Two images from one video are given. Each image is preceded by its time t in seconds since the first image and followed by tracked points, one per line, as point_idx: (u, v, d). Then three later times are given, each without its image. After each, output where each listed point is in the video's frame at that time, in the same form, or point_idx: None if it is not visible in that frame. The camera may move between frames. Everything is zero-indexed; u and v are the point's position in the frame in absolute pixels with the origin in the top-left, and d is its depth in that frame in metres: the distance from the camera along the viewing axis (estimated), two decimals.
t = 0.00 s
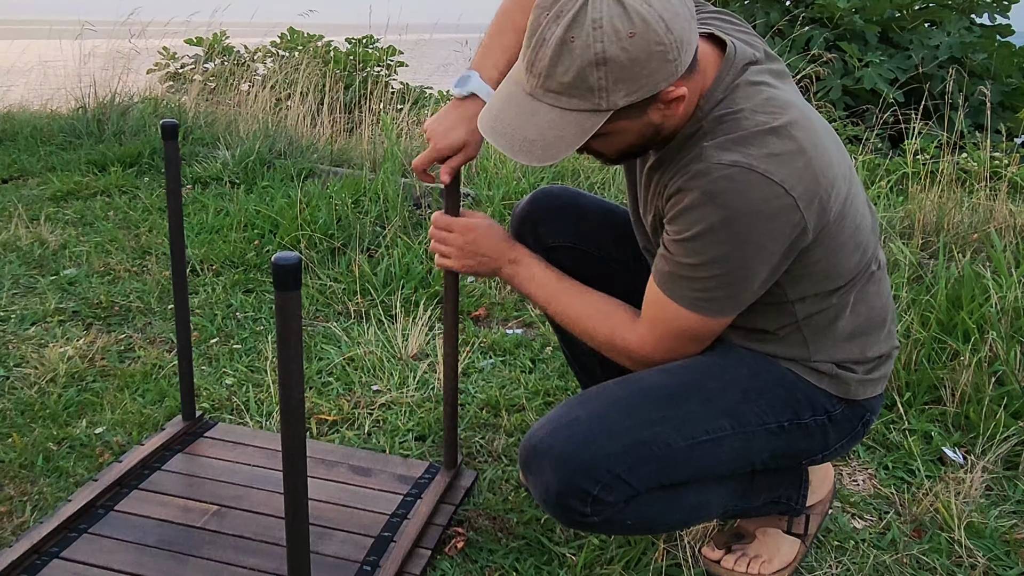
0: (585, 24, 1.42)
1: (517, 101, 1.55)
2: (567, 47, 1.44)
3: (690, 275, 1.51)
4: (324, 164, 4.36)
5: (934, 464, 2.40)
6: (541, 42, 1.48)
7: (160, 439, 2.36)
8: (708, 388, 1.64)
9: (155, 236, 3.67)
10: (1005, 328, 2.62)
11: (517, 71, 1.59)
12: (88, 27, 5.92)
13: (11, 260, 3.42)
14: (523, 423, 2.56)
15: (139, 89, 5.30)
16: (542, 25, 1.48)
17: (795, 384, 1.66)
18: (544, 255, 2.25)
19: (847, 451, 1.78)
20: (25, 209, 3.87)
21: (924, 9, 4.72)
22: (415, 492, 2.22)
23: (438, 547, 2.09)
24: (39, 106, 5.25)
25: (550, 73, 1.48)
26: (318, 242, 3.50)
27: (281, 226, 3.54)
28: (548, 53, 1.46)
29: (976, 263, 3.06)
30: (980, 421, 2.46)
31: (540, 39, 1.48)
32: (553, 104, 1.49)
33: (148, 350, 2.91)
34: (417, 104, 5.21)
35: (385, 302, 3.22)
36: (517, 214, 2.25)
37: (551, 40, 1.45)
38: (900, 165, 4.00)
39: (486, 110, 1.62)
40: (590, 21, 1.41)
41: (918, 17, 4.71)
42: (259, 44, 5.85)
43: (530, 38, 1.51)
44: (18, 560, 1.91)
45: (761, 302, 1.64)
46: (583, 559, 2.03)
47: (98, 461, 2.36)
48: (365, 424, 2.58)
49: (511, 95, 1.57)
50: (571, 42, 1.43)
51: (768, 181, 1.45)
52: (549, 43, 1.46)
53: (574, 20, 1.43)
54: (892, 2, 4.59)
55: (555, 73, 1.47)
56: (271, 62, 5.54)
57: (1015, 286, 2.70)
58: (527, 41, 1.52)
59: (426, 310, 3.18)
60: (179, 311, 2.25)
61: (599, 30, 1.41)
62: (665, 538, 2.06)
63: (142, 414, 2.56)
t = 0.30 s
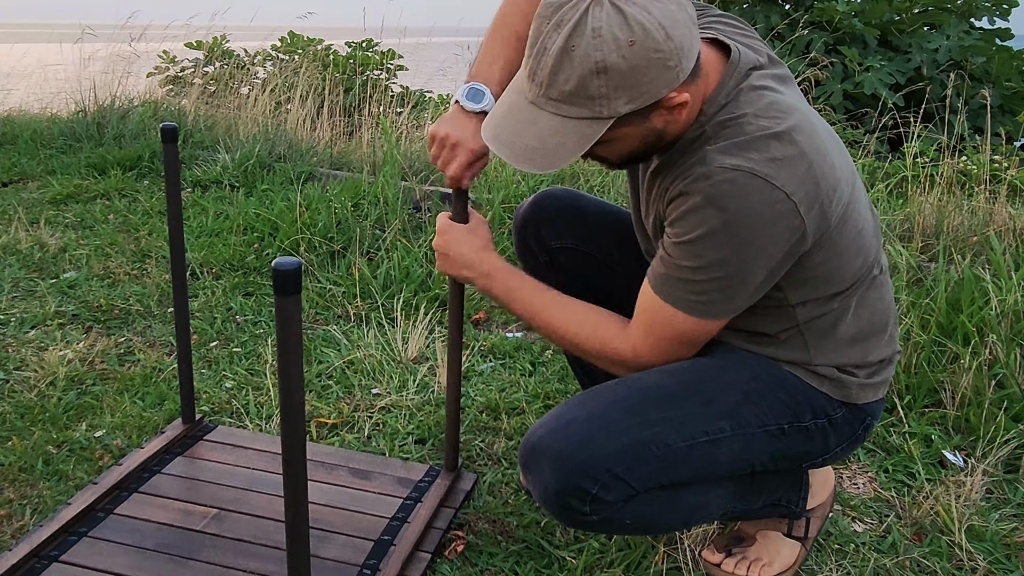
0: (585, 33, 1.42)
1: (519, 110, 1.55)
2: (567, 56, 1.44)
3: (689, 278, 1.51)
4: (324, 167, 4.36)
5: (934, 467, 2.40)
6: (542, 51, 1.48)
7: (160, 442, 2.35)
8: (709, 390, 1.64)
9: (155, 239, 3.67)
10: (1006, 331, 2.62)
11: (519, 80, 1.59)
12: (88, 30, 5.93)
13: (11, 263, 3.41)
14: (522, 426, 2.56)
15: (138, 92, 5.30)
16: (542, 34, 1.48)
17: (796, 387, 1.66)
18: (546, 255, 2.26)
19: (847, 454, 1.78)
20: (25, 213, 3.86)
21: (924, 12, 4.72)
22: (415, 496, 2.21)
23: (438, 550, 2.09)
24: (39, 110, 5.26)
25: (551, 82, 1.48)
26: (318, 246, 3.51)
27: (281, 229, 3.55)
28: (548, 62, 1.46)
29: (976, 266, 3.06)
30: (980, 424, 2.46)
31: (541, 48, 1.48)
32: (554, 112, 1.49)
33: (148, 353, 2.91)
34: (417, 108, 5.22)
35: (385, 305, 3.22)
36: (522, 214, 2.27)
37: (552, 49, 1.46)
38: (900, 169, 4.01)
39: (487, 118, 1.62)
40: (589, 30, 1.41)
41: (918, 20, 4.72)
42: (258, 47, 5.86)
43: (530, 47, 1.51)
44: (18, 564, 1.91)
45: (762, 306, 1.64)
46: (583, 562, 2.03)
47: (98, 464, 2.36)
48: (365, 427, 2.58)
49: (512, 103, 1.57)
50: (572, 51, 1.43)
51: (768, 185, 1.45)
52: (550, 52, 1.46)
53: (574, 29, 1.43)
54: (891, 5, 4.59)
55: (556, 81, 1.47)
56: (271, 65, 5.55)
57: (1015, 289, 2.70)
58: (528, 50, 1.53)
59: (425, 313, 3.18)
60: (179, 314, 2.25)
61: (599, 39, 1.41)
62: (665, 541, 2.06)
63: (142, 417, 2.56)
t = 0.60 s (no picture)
0: (584, 39, 1.42)
1: (520, 116, 1.56)
2: (567, 63, 1.44)
3: (689, 280, 1.51)
4: (324, 170, 4.37)
5: (935, 469, 2.40)
6: (542, 58, 1.48)
7: (160, 445, 2.35)
8: (713, 391, 1.64)
9: (155, 242, 3.67)
10: (1006, 334, 2.62)
11: (519, 86, 1.60)
12: (88, 33, 5.93)
13: (11, 265, 3.41)
14: (523, 429, 2.56)
15: (139, 95, 5.30)
16: (542, 40, 1.49)
17: (799, 389, 1.66)
18: (546, 260, 2.26)
19: (850, 455, 1.78)
20: (25, 215, 3.87)
21: (924, 15, 4.73)
22: (415, 499, 2.21)
23: (438, 553, 2.08)
24: (39, 112, 5.26)
25: (551, 88, 1.48)
26: (318, 249, 3.51)
27: (281, 232, 3.55)
28: (548, 68, 1.47)
29: (976, 268, 3.06)
30: (980, 427, 2.46)
31: (541, 54, 1.48)
32: (556, 118, 1.50)
33: (148, 356, 2.91)
34: (417, 111, 5.22)
35: (385, 308, 3.22)
36: (522, 218, 2.26)
37: (551, 55, 1.46)
38: (900, 171, 4.01)
39: (489, 124, 1.63)
40: (588, 36, 1.42)
41: (918, 23, 4.72)
42: (258, 50, 5.86)
43: (530, 53, 1.51)
44: (18, 567, 1.91)
45: (765, 307, 1.64)
46: (583, 564, 2.03)
47: (98, 467, 2.36)
48: (365, 429, 2.58)
49: (513, 109, 1.58)
50: (571, 57, 1.44)
51: (768, 186, 1.45)
52: (550, 58, 1.46)
53: (573, 35, 1.43)
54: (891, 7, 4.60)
55: (556, 87, 1.47)
56: (271, 68, 5.55)
57: (1015, 291, 2.70)
58: (527, 56, 1.53)
59: (426, 316, 3.18)
60: (179, 317, 2.25)
61: (598, 45, 1.41)
62: (665, 544, 2.06)
63: (142, 420, 2.56)
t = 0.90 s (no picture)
0: (587, 36, 1.42)
1: (522, 115, 1.55)
2: (570, 60, 1.44)
3: (689, 279, 1.51)
4: (324, 172, 4.37)
5: (935, 471, 2.40)
6: (544, 56, 1.48)
7: (160, 447, 2.35)
8: (714, 394, 1.64)
9: (156, 244, 3.67)
10: (1006, 336, 2.62)
11: (521, 85, 1.60)
12: (89, 35, 5.94)
13: (12, 267, 3.42)
14: (523, 431, 2.56)
15: (139, 97, 5.31)
16: (544, 38, 1.49)
17: (799, 390, 1.66)
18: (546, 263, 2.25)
19: (850, 458, 1.77)
20: (26, 217, 3.87)
21: (924, 16, 4.73)
22: (416, 501, 2.21)
23: (438, 555, 2.08)
24: (40, 114, 5.27)
25: (554, 86, 1.48)
26: (318, 250, 3.51)
27: (281, 234, 3.55)
28: (551, 66, 1.46)
29: (976, 270, 3.06)
30: (981, 429, 2.46)
31: (543, 53, 1.48)
32: (559, 116, 1.50)
33: (148, 357, 2.91)
34: (417, 113, 5.23)
35: (385, 310, 3.23)
36: (520, 221, 2.25)
37: (554, 53, 1.46)
38: (900, 173, 4.01)
39: (490, 123, 1.62)
40: (591, 33, 1.41)
41: (918, 25, 4.73)
42: (259, 52, 5.87)
43: (532, 52, 1.51)
44: (18, 569, 1.91)
45: (764, 308, 1.64)
46: (584, 567, 2.03)
47: (98, 468, 2.36)
48: (365, 431, 2.58)
49: (514, 108, 1.58)
50: (574, 55, 1.43)
51: (768, 184, 1.45)
52: (552, 56, 1.46)
53: (575, 33, 1.43)
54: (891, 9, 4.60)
55: (559, 86, 1.47)
56: (271, 70, 5.56)
57: (1016, 293, 2.70)
58: (529, 54, 1.53)
59: (426, 318, 3.18)
60: (180, 318, 2.25)
61: (602, 42, 1.41)
62: (666, 546, 2.05)
63: (143, 422, 2.56)
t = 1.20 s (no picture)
0: (587, 35, 1.42)
1: (522, 113, 1.56)
2: (570, 58, 1.44)
3: (687, 278, 1.51)
4: (325, 173, 4.37)
5: (936, 473, 2.40)
6: (544, 54, 1.48)
7: (161, 448, 2.35)
8: (714, 395, 1.64)
9: (156, 245, 3.67)
10: (1007, 337, 2.61)
11: (521, 84, 1.60)
12: (90, 37, 5.95)
13: (13, 268, 3.42)
14: (523, 432, 2.56)
15: (140, 98, 5.31)
16: (545, 37, 1.49)
17: (800, 391, 1.66)
18: (547, 264, 2.26)
19: (850, 459, 1.77)
20: (27, 219, 3.87)
21: (925, 18, 4.73)
22: (416, 502, 2.21)
23: (438, 557, 2.08)
24: (41, 116, 5.27)
25: (554, 85, 1.48)
26: (319, 252, 3.51)
27: (281, 235, 3.55)
28: (551, 65, 1.47)
29: (977, 271, 3.06)
30: (982, 430, 2.46)
31: (544, 51, 1.48)
32: (558, 114, 1.50)
33: (149, 359, 2.91)
34: (417, 114, 5.23)
35: (386, 311, 3.23)
36: (520, 224, 2.26)
37: (554, 52, 1.46)
38: (901, 175, 4.01)
39: (490, 122, 1.63)
40: (592, 31, 1.42)
41: (919, 26, 4.73)
42: (259, 54, 5.87)
43: (533, 50, 1.51)
44: (18, 570, 1.90)
45: (764, 309, 1.64)
46: (585, 569, 2.03)
47: (98, 470, 2.35)
48: (366, 432, 2.58)
49: (515, 107, 1.58)
50: (574, 53, 1.44)
51: (769, 183, 1.45)
52: (553, 54, 1.46)
53: (576, 31, 1.43)
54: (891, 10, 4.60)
55: (559, 84, 1.47)
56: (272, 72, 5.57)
57: (1017, 294, 2.70)
58: (530, 53, 1.53)
59: (426, 319, 3.18)
60: (181, 319, 2.25)
61: (601, 41, 1.41)
62: (667, 547, 2.06)
63: (143, 423, 2.56)
